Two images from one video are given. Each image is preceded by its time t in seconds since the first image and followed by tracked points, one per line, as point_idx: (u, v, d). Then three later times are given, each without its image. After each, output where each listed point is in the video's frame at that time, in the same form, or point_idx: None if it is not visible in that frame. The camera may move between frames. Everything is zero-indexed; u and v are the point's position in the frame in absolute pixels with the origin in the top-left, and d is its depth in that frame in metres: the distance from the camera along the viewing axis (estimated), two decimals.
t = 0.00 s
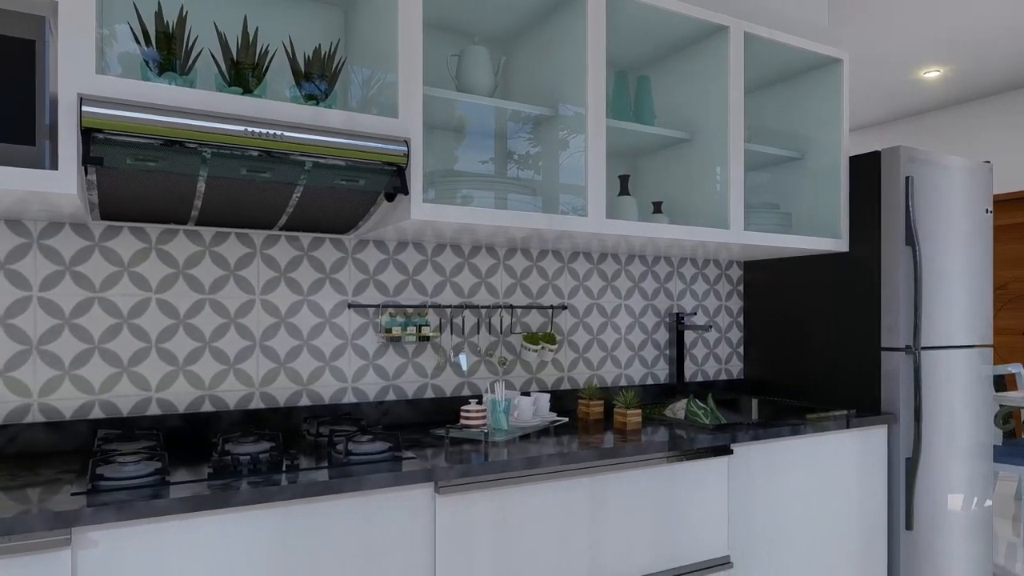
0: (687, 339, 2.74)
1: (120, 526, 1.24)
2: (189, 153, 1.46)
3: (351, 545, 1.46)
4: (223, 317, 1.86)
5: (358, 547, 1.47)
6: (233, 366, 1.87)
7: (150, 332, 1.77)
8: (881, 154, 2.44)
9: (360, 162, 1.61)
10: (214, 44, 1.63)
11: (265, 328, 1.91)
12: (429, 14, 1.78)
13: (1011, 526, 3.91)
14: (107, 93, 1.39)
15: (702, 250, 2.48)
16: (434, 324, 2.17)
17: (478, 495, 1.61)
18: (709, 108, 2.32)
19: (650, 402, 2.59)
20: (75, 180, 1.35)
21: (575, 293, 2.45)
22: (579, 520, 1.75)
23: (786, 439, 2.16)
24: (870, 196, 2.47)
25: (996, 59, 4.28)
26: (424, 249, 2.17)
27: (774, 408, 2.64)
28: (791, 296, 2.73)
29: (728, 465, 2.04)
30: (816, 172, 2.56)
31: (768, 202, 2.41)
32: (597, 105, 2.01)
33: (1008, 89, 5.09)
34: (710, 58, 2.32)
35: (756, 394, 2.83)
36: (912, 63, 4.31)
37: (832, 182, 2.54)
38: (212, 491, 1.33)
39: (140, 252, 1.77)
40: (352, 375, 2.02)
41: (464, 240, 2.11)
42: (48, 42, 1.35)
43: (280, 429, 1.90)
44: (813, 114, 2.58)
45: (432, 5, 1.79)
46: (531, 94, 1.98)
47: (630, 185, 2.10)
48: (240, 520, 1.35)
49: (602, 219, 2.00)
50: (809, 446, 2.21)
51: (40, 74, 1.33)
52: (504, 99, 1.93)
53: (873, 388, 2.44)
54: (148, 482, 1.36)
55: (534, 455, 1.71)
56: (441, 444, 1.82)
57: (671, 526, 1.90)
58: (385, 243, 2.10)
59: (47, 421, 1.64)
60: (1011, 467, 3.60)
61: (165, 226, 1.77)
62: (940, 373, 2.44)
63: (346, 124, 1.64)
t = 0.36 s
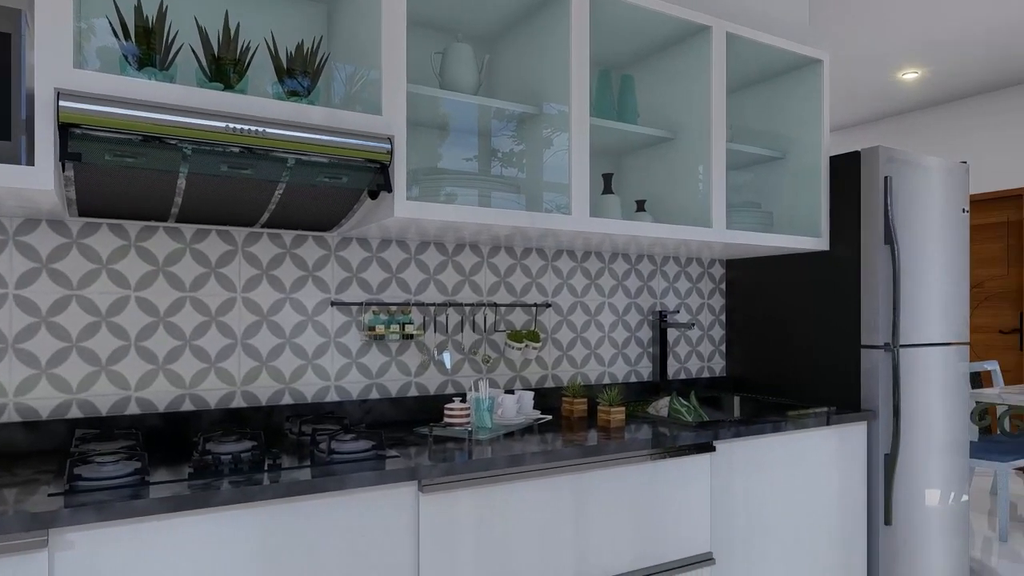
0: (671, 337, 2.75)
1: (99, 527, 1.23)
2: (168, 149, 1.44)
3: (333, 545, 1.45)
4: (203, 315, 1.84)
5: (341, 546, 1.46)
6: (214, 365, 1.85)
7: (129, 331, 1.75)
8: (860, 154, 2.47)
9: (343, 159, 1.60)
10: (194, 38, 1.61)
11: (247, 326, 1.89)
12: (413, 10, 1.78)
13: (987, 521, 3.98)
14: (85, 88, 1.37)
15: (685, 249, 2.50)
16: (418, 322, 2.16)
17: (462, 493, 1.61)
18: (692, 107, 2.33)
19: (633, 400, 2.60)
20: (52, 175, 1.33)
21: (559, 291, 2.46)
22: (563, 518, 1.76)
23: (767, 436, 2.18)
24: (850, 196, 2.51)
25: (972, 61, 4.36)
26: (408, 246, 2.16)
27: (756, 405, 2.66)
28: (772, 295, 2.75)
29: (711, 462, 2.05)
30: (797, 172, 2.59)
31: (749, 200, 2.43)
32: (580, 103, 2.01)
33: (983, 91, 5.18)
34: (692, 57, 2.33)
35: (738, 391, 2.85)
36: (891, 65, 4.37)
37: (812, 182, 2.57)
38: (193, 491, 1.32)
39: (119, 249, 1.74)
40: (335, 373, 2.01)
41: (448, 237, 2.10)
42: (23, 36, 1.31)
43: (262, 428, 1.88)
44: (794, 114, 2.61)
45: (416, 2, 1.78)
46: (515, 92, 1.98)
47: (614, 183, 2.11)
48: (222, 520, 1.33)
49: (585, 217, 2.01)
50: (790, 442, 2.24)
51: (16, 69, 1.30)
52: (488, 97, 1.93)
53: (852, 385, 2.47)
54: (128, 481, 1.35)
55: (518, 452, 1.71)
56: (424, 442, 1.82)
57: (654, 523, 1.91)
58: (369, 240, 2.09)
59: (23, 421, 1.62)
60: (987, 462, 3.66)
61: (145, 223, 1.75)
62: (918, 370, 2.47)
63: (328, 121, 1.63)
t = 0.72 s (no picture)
0: (654, 335, 2.77)
1: (76, 528, 1.21)
2: (148, 145, 1.43)
3: (316, 544, 1.44)
4: (184, 314, 1.82)
5: (324, 546, 1.45)
6: (195, 364, 1.83)
7: (108, 329, 1.73)
8: (841, 154, 2.51)
9: (326, 156, 1.59)
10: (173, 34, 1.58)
11: (228, 324, 1.88)
12: (396, 7, 1.77)
13: (964, 516, 4.05)
14: (62, 82, 1.35)
15: (668, 247, 2.51)
16: (402, 320, 2.16)
17: (446, 491, 1.60)
18: (675, 106, 2.35)
19: (616, 398, 2.61)
20: (29, 172, 1.31)
21: (542, 289, 2.47)
22: (547, 516, 1.76)
23: (749, 433, 2.20)
24: (830, 195, 2.54)
25: (949, 62, 4.43)
26: (391, 244, 2.15)
27: (738, 403, 2.68)
28: (754, 293, 2.78)
29: (693, 459, 2.07)
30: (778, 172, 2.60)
31: (732, 199, 2.45)
32: (564, 102, 2.02)
33: (961, 92, 5.26)
34: (675, 57, 2.35)
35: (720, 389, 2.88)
36: (871, 66, 4.43)
37: (793, 181, 2.60)
38: (173, 491, 1.30)
39: (97, 246, 1.72)
40: (318, 371, 2.00)
41: (432, 235, 2.10)
42: None
43: (244, 427, 1.87)
44: (775, 114, 2.63)
45: None
46: (499, 90, 1.98)
47: (597, 182, 2.11)
48: (203, 521, 1.32)
49: (568, 215, 2.01)
50: (771, 439, 2.26)
51: None
52: (471, 95, 1.93)
53: (832, 382, 2.50)
54: (106, 482, 1.33)
55: (502, 450, 1.71)
56: (408, 440, 1.81)
57: (638, 520, 1.93)
58: (352, 238, 2.08)
59: None
60: (963, 457, 3.72)
61: (123, 220, 1.73)
62: (897, 367, 2.51)
63: (311, 118, 1.62)
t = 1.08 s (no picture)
0: (637, 333, 2.79)
1: (53, 530, 1.19)
2: (127, 141, 1.41)
3: (298, 543, 1.43)
4: (164, 312, 1.80)
5: (306, 545, 1.44)
6: (175, 363, 1.81)
7: (85, 328, 1.70)
8: (820, 154, 2.54)
9: (308, 153, 1.58)
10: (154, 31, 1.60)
11: (209, 322, 1.86)
12: (379, 4, 1.76)
13: (941, 511, 4.11)
14: (38, 77, 1.33)
15: (651, 245, 2.53)
16: (385, 318, 2.15)
17: (429, 490, 1.60)
18: (658, 106, 2.36)
19: (599, 395, 2.63)
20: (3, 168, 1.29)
21: (526, 287, 2.47)
22: (531, 514, 1.76)
23: (731, 430, 2.22)
24: (810, 194, 2.57)
25: (927, 64, 4.49)
26: (375, 242, 2.14)
27: (720, 400, 2.70)
28: (735, 291, 2.81)
29: (676, 456, 2.08)
30: (758, 170, 2.59)
31: (714, 198, 2.47)
32: (546, 101, 2.03)
33: (939, 93, 5.34)
34: (658, 56, 2.36)
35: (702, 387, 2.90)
36: (850, 67, 4.48)
37: (774, 181, 2.62)
38: (152, 492, 1.29)
39: (74, 244, 1.70)
40: (300, 370, 1.99)
41: (416, 233, 2.09)
42: None
43: (225, 426, 1.85)
44: (758, 114, 2.65)
45: None
46: (483, 88, 1.98)
47: (581, 180, 2.12)
48: (183, 521, 1.31)
49: (551, 213, 2.02)
50: (752, 436, 2.28)
51: None
52: (456, 92, 1.92)
53: (812, 380, 2.53)
54: (84, 483, 1.31)
55: (485, 449, 1.71)
56: (391, 439, 1.81)
57: (621, 517, 1.94)
58: (334, 236, 2.07)
59: None
60: (941, 453, 3.78)
61: (102, 217, 1.71)
62: (876, 365, 2.55)
63: (293, 114, 1.61)
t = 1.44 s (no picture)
0: (620, 332, 2.80)
1: (29, 532, 1.17)
2: (105, 137, 1.39)
3: (280, 544, 1.42)
4: (143, 311, 1.78)
5: (287, 545, 1.43)
6: (154, 362, 1.79)
7: (62, 327, 1.68)
8: (801, 154, 2.56)
9: (290, 150, 1.57)
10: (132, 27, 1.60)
11: (189, 321, 1.84)
12: None
13: (918, 507, 4.18)
14: (13, 71, 1.31)
15: (634, 244, 2.54)
16: (368, 317, 2.14)
17: (412, 489, 1.60)
18: (640, 105, 2.38)
19: (583, 394, 2.64)
20: None
21: (509, 286, 2.47)
22: (514, 513, 1.76)
23: (712, 427, 2.23)
24: (791, 194, 2.59)
25: (905, 66, 4.56)
26: (357, 240, 2.13)
27: (702, 397, 2.72)
28: (717, 290, 2.83)
29: (658, 454, 2.10)
30: (741, 170, 2.62)
31: (696, 198, 2.49)
32: (530, 100, 2.04)
33: (918, 95, 5.42)
34: (640, 56, 2.37)
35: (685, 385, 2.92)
36: (830, 68, 4.53)
37: (755, 180, 2.64)
38: (131, 492, 1.27)
39: (50, 241, 1.67)
40: (282, 369, 1.98)
41: (399, 231, 2.09)
42: None
43: (205, 426, 1.83)
44: (739, 114, 2.67)
45: None
46: (466, 86, 1.97)
47: (564, 179, 2.13)
48: (162, 521, 1.29)
49: (535, 212, 2.02)
50: (734, 433, 2.30)
51: None
52: (439, 90, 1.91)
53: (793, 378, 2.56)
54: (60, 483, 1.29)
55: (468, 447, 1.71)
56: (374, 438, 1.80)
57: (603, 515, 1.94)
58: (317, 234, 2.06)
59: None
60: (918, 450, 3.84)
61: (79, 214, 1.68)
62: (855, 363, 2.58)
63: (275, 111, 1.60)
